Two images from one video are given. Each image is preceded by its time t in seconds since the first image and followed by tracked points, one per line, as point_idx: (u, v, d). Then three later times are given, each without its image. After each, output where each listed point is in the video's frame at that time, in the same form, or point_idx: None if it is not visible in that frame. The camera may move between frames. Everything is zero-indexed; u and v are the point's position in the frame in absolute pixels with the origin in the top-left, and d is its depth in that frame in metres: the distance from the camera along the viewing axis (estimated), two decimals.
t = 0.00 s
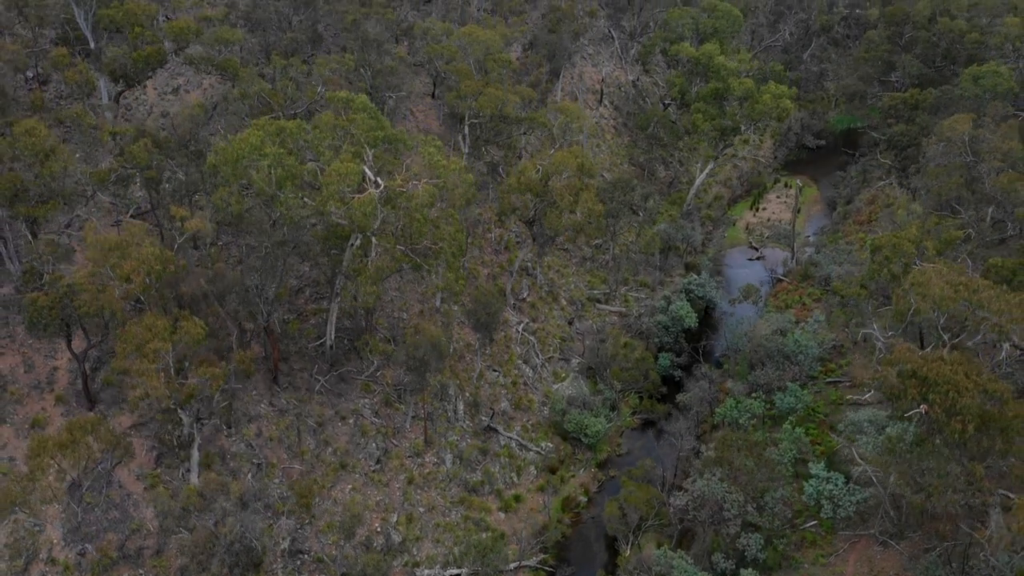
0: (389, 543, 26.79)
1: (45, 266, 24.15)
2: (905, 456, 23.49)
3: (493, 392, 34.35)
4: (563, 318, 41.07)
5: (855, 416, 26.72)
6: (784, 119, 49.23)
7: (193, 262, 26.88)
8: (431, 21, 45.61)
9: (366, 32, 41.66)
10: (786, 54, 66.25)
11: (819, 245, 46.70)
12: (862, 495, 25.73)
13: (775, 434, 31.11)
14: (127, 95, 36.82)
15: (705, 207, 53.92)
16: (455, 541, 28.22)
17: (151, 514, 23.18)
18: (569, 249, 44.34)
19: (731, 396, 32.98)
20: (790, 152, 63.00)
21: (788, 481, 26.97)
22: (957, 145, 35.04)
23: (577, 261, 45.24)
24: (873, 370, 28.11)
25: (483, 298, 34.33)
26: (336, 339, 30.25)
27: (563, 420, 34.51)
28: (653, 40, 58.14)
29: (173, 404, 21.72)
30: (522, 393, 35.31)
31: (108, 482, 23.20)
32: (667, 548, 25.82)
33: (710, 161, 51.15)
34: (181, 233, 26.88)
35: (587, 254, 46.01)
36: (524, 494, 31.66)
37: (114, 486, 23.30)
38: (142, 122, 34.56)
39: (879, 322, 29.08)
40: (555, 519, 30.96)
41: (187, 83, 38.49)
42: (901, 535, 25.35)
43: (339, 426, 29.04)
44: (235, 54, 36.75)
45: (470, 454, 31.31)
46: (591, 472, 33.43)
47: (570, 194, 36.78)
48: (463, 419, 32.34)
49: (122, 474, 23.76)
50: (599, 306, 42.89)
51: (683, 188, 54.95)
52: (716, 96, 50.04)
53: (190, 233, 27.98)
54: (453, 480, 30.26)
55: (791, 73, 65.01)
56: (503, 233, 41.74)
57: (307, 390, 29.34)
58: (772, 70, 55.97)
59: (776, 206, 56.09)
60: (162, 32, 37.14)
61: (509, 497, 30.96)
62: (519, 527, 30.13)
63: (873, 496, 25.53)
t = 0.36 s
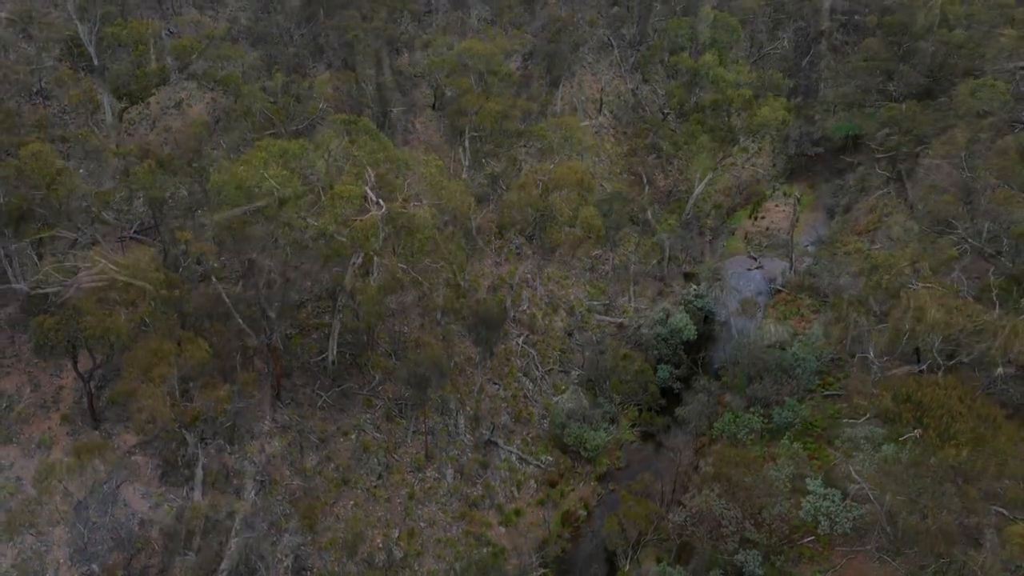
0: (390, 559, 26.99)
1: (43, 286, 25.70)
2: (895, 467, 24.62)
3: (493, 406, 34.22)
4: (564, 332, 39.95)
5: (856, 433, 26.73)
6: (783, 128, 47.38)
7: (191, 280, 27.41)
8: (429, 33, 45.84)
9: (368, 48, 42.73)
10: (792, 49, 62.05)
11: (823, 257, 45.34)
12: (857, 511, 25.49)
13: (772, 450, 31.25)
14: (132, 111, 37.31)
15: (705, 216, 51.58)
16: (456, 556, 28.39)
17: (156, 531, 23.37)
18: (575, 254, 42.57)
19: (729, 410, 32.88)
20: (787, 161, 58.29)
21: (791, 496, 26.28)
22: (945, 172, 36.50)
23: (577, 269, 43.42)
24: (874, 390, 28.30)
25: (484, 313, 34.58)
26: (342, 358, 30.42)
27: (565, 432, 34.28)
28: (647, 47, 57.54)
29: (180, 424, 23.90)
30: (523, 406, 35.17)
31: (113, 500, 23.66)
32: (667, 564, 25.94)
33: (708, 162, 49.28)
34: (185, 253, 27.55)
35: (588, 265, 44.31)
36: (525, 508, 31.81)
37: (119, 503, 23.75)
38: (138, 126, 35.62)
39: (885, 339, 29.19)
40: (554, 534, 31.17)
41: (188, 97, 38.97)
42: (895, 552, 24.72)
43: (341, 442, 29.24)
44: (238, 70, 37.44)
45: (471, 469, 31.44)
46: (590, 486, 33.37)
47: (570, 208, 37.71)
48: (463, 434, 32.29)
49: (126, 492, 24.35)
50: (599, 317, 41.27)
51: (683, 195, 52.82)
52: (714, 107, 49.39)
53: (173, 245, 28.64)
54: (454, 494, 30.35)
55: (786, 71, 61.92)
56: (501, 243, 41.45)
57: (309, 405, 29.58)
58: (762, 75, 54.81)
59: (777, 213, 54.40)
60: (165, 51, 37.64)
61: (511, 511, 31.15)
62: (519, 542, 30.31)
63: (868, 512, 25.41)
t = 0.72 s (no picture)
0: None
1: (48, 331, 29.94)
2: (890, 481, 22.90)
3: (491, 418, 29.04)
4: (555, 339, 31.32)
5: (847, 450, 24.22)
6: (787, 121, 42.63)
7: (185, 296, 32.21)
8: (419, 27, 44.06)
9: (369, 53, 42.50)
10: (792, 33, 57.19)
11: (841, 229, 32.75)
12: (853, 525, 21.88)
13: (772, 463, 24.97)
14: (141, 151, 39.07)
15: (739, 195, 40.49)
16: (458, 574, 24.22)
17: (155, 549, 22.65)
18: (564, 238, 34.63)
19: (726, 424, 26.87)
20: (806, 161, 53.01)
21: (790, 514, 23.04)
22: (955, 173, 34.37)
23: (580, 260, 33.63)
24: (865, 413, 25.49)
25: (485, 324, 32.21)
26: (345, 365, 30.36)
27: (553, 443, 28.12)
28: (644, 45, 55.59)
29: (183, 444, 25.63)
30: (522, 416, 28.99)
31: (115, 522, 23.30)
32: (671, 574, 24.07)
33: (715, 148, 40.18)
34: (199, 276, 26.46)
35: (589, 259, 33.70)
36: (525, 521, 25.82)
37: (122, 523, 23.35)
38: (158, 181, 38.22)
39: (900, 339, 27.95)
40: (553, 547, 25.00)
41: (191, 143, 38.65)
42: (894, 562, 20.86)
43: (340, 458, 27.52)
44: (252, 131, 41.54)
45: (471, 481, 27.04)
46: (589, 498, 26.34)
47: (575, 211, 36.24)
48: (465, 447, 28.31)
49: (130, 511, 23.79)
50: (600, 324, 31.34)
51: (702, 162, 38.43)
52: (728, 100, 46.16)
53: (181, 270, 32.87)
54: (454, 508, 26.22)
55: (800, 52, 53.44)
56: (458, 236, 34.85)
57: (311, 421, 28.74)
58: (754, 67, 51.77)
59: (822, 160, 36.46)
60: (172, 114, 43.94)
61: (510, 522, 25.61)
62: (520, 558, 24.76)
63: (866, 526, 21.80)
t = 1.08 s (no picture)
0: None
1: (64, 329, 30.78)
2: (906, 465, 20.17)
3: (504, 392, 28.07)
4: (568, 338, 31.05)
5: (852, 437, 22.10)
6: (805, 118, 42.15)
7: (203, 301, 33.40)
8: (436, 27, 44.50)
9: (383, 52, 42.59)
10: (806, 33, 56.71)
11: (855, 230, 32.23)
12: (865, 521, 17.77)
13: (785, 460, 21.03)
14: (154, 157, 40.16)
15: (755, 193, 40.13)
16: None
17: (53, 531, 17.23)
18: (577, 238, 34.27)
19: (736, 427, 23.30)
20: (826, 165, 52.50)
21: (797, 506, 18.59)
22: (971, 173, 34.02)
23: (594, 260, 33.43)
24: (871, 415, 23.57)
25: (497, 320, 32.34)
26: (352, 365, 28.54)
27: (560, 451, 21.79)
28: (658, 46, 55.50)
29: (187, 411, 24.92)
30: (536, 414, 24.66)
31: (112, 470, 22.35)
32: None
33: (728, 148, 39.96)
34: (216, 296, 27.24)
35: (602, 259, 33.59)
36: (521, 520, 18.24)
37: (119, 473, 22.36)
38: (175, 184, 38.80)
39: (914, 340, 27.95)
40: (550, 532, 17.65)
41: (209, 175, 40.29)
42: (908, 563, 16.04)
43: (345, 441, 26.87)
44: (271, 140, 42.67)
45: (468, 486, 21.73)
46: (591, 505, 18.70)
47: (588, 209, 36.02)
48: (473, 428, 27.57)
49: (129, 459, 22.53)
50: (612, 320, 31.29)
51: (714, 162, 37.58)
52: (743, 100, 46.09)
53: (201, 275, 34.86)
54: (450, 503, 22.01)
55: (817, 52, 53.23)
56: (472, 235, 35.02)
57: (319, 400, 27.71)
58: (769, 66, 51.41)
59: (834, 160, 36.16)
60: (193, 123, 45.20)
61: (519, 512, 18.62)
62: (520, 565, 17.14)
63: (879, 527, 17.48)
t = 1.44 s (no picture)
0: None
1: (82, 327, 31.14)
2: (922, 468, 20.03)
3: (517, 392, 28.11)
4: (582, 337, 31.04)
5: (868, 438, 21.95)
6: (822, 118, 41.92)
7: (220, 299, 33.72)
8: (451, 26, 44.65)
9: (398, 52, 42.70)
10: (823, 32, 56.37)
11: (872, 230, 31.90)
12: (882, 522, 17.69)
13: (800, 460, 20.95)
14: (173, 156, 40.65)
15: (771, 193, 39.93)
16: None
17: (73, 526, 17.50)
18: (591, 238, 34.20)
19: (750, 427, 23.25)
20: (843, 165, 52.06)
21: (812, 507, 18.52)
22: (989, 173, 33.68)
23: (608, 260, 33.34)
24: (886, 416, 23.46)
25: (511, 319, 32.39)
26: (366, 364, 28.71)
27: (573, 451, 21.77)
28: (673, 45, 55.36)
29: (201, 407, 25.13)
30: (548, 414, 24.67)
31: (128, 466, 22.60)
32: None
33: (743, 148, 39.71)
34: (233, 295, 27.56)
35: (616, 259, 33.58)
36: (534, 519, 18.28)
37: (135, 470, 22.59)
38: (192, 183, 39.17)
39: (931, 341, 27.74)
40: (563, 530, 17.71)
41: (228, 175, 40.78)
42: (924, 566, 15.92)
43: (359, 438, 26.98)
44: (287, 138, 42.94)
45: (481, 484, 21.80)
46: (604, 505, 18.67)
47: (603, 208, 36.05)
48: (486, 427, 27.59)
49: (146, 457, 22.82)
50: (626, 321, 31.28)
51: (729, 161, 37.26)
52: (759, 100, 45.88)
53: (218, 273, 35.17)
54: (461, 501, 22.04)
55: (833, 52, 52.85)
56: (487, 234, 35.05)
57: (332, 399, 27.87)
58: (785, 66, 51.09)
59: (852, 160, 36.22)
60: (210, 122, 45.64)
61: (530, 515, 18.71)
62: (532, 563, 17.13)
63: (896, 529, 17.38)
